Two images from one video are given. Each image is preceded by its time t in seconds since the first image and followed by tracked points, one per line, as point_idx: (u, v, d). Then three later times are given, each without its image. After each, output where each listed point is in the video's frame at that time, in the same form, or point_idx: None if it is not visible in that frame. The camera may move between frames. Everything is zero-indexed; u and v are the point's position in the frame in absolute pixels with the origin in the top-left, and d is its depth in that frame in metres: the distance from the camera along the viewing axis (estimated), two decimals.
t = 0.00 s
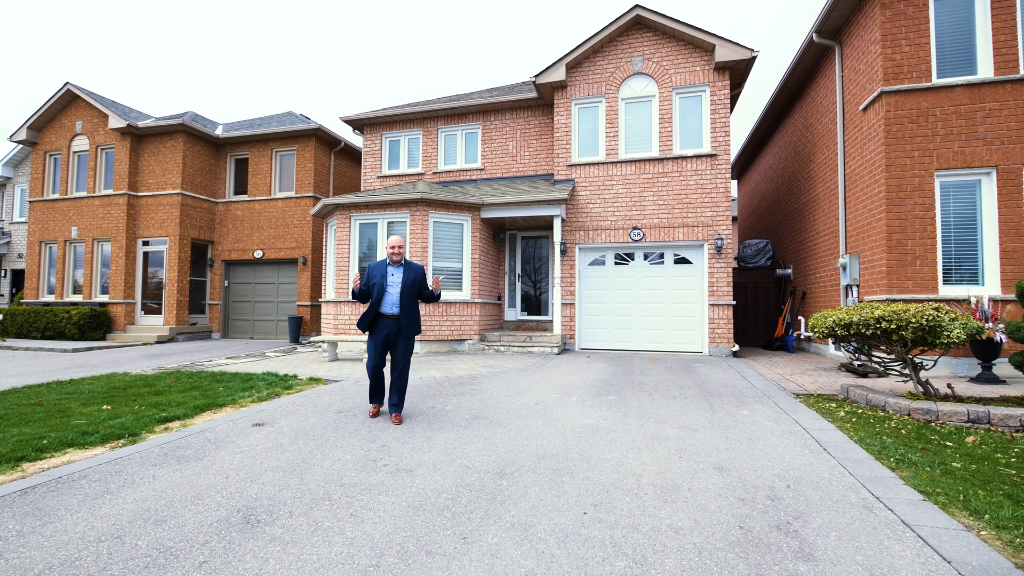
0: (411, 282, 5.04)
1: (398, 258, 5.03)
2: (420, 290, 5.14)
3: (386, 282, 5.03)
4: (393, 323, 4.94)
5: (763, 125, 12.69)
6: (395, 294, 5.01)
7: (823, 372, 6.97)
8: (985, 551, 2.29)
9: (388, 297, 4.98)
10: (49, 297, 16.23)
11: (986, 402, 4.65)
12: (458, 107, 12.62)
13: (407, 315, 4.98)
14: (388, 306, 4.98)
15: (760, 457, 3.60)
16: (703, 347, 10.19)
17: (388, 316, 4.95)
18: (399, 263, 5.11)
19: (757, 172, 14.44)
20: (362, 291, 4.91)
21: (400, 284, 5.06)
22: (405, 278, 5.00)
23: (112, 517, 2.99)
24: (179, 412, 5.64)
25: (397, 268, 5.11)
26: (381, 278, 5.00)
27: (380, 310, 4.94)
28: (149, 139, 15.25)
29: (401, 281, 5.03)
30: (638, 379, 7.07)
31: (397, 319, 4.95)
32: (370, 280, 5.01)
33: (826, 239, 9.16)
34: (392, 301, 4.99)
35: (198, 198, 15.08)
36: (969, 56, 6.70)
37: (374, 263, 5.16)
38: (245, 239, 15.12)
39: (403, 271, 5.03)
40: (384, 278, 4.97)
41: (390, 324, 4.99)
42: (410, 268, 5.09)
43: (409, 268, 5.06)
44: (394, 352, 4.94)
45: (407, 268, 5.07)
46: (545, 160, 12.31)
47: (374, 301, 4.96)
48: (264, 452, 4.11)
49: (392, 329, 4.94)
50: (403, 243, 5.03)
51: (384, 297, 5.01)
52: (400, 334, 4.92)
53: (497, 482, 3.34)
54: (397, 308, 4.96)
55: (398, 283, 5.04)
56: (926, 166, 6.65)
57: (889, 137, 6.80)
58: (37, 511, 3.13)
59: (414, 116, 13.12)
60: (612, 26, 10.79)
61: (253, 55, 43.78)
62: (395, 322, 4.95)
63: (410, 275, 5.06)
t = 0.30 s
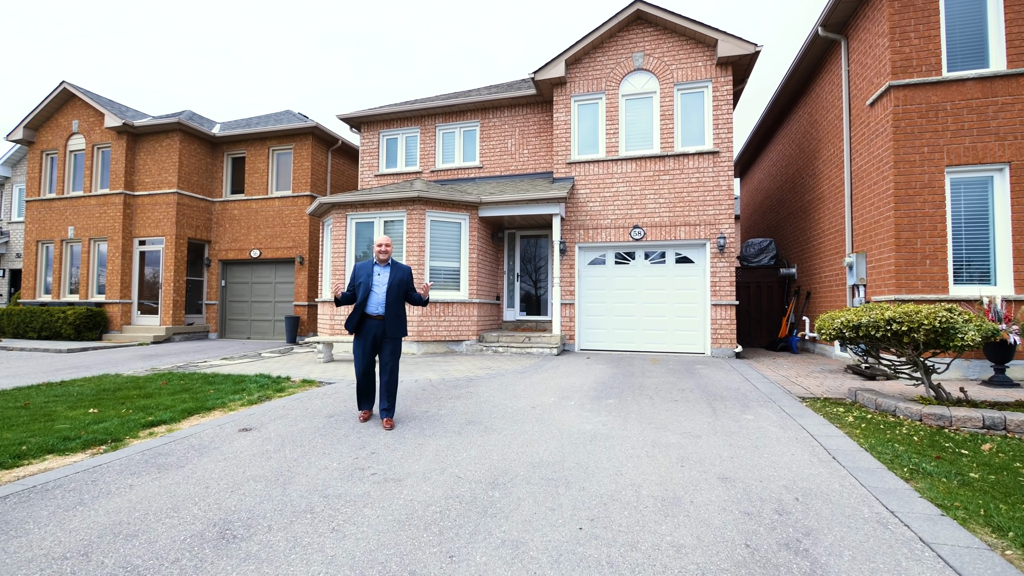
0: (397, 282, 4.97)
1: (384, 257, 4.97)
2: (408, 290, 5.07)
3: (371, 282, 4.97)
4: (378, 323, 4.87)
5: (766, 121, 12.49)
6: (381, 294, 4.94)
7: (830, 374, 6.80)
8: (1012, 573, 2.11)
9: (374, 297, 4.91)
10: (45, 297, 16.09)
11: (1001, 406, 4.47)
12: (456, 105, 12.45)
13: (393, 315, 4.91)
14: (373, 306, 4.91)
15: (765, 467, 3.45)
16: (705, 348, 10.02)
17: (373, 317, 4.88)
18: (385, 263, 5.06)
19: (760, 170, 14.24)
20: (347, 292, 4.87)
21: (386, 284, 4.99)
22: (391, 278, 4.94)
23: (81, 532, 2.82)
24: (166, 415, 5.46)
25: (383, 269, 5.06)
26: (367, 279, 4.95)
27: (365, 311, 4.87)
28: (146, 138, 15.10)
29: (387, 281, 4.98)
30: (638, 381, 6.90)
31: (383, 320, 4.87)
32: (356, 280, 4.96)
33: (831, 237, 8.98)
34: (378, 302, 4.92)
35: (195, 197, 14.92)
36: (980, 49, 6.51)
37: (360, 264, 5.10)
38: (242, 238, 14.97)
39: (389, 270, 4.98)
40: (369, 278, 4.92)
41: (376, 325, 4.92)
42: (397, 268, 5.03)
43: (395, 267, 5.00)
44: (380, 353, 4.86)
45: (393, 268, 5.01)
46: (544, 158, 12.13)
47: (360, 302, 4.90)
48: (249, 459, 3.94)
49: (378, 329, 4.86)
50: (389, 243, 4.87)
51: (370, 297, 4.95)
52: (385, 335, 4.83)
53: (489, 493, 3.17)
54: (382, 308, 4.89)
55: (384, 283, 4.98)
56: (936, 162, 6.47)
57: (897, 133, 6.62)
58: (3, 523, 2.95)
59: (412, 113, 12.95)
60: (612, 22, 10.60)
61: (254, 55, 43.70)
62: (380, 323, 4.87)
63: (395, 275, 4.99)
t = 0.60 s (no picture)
0: (381, 282, 4.83)
1: (367, 257, 4.82)
2: (393, 290, 4.92)
3: (355, 283, 4.82)
4: (362, 324, 4.73)
5: (770, 118, 12.29)
6: (365, 295, 4.80)
7: (837, 377, 6.59)
8: None
9: (357, 298, 4.77)
10: (42, 297, 15.96)
11: (1018, 412, 4.28)
12: (455, 102, 12.28)
13: (377, 316, 4.76)
14: (357, 308, 4.77)
15: (772, 477, 3.26)
16: (708, 349, 9.83)
17: (357, 319, 4.73)
18: (369, 263, 4.91)
19: (763, 168, 14.03)
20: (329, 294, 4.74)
21: (371, 284, 4.85)
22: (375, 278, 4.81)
23: (44, 548, 2.65)
24: (151, 419, 5.30)
25: (368, 269, 4.91)
26: (350, 279, 4.81)
27: (349, 312, 4.73)
28: (142, 137, 14.95)
29: (371, 281, 4.83)
30: (639, 384, 6.72)
31: (367, 321, 4.73)
32: (339, 281, 4.82)
33: (837, 236, 8.79)
34: (362, 303, 4.78)
35: (192, 197, 14.78)
36: (993, 41, 6.30)
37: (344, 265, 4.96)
38: (239, 238, 14.83)
39: (373, 270, 4.83)
40: (353, 279, 4.78)
41: (361, 326, 4.78)
42: (381, 268, 4.88)
43: (379, 267, 4.85)
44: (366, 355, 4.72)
45: (377, 268, 4.86)
46: (543, 156, 11.95)
47: (343, 303, 4.76)
48: (231, 467, 3.77)
49: (362, 331, 4.72)
50: (372, 242, 4.73)
51: (354, 298, 4.81)
52: (369, 336, 4.69)
53: (479, 505, 2.99)
54: (366, 309, 4.74)
55: (368, 284, 4.84)
56: (947, 158, 6.28)
57: (907, 128, 6.43)
58: None
59: (410, 111, 12.79)
60: (613, 16, 10.42)
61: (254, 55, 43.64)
62: (365, 324, 4.73)
63: (380, 275, 4.85)
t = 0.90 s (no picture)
0: (372, 282, 4.77)
1: (355, 257, 4.73)
2: (383, 291, 4.88)
3: (345, 284, 4.72)
4: (355, 325, 4.66)
5: (774, 115, 12.10)
6: (356, 295, 4.72)
7: (843, 380, 6.49)
8: None
9: (349, 298, 4.69)
10: (40, 297, 15.87)
11: None
12: (453, 99, 12.12)
13: (370, 316, 4.72)
14: (349, 308, 4.69)
15: (779, 488, 3.09)
16: (711, 350, 9.64)
17: (351, 319, 4.66)
18: (358, 263, 4.84)
19: (767, 166, 13.85)
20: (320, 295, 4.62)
21: (361, 285, 4.78)
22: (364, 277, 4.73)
23: (7, 564, 2.49)
24: (137, 422, 5.14)
25: (356, 269, 4.83)
26: (339, 280, 4.71)
27: (340, 313, 4.64)
28: (139, 136, 14.83)
29: (362, 281, 4.76)
30: (639, 386, 6.55)
31: (361, 322, 4.67)
32: (328, 281, 4.70)
33: (843, 234, 8.61)
34: (354, 303, 4.71)
35: (189, 196, 14.65)
36: (1007, 32, 6.11)
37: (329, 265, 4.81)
38: (236, 237, 14.70)
39: (363, 270, 4.76)
40: (343, 279, 4.68)
41: (352, 327, 4.71)
42: (369, 267, 4.83)
43: (368, 267, 4.79)
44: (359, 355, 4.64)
45: (366, 267, 4.80)
46: (542, 154, 11.79)
47: (334, 304, 4.64)
48: (213, 474, 3.61)
49: (356, 331, 4.66)
50: (360, 242, 4.64)
51: (344, 299, 4.71)
52: (363, 337, 4.62)
53: (469, 518, 2.83)
54: (358, 309, 4.67)
55: (359, 284, 4.77)
56: (958, 154, 6.10)
57: (916, 123, 6.26)
58: None
59: (408, 109, 12.65)
60: (613, 11, 10.24)
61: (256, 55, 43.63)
62: (358, 324, 4.67)
63: (370, 275, 4.78)
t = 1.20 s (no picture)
0: (368, 282, 4.88)
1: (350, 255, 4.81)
2: (374, 291, 4.99)
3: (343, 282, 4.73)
4: (355, 324, 4.71)
5: (779, 112, 11.94)
6: (355, 294, 4.77)
7: (851, 384, 6.42)
8: None
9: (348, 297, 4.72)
10: (39, 297, 15.72)
11: None
12: (452, 97, 11.99)
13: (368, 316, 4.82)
14: (349, 307, 4.72)
15: (788, 500, 2.94)
16: (714, 352, 9.47)
17: (352, 318, 4.70)
18: (352, 262, 4.90)
19: (772, 164, 13.68)
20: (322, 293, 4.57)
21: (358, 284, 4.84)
22: (361, 276, 4.83)
23: None
24: (124, 426, 4.99)
25: (351, 268, 4.88)
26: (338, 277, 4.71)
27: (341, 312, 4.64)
28: (137, 135, 14.70)
29: (359, 280, 4.83)
30: (641, 389, 6.40)
31: (360, 321, 4.74)
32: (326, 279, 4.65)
33: (850, 233, 8.46)
34: (353, 302, 4.75)
35: (187, 195, 14.53)
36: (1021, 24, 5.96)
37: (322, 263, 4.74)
38: (235, 236, 14.58)
39: (360, 269, 4.84)
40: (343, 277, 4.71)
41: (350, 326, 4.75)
42: (364, 268, 4.94)
43: (364, 266, 4.89)
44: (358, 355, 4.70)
45: (361, 267, 4.89)
46: (542, 152, 11.63)
47: (334, 302, 4.62)
48: (195, 482, 3.45)
49: (356, 331, 4.71)
50: (355, 240, 4.78)
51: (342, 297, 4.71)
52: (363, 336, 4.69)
53: (460, 531, 2.67)
54: (359, 309, 4.74)
55: (355, 283, 4.82)
56: (971, 149, 5.98)
57: (928, 118, 6.15)
58: None
59: (407, 107, 12.52)
60: (615, 6, 10.09)
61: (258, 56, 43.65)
62: (358, 324, 4.73)
63: (365, 274, 4.88)
